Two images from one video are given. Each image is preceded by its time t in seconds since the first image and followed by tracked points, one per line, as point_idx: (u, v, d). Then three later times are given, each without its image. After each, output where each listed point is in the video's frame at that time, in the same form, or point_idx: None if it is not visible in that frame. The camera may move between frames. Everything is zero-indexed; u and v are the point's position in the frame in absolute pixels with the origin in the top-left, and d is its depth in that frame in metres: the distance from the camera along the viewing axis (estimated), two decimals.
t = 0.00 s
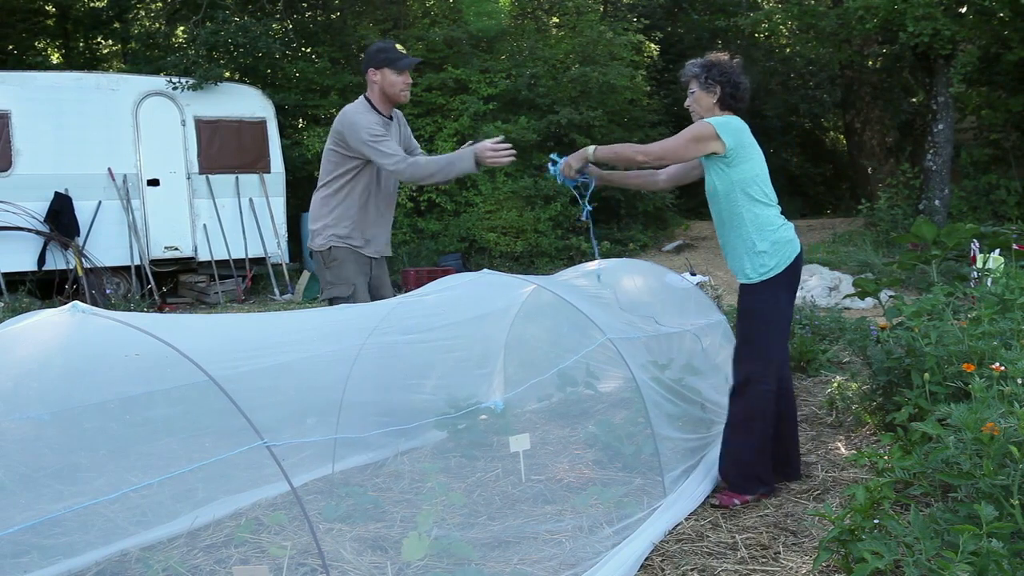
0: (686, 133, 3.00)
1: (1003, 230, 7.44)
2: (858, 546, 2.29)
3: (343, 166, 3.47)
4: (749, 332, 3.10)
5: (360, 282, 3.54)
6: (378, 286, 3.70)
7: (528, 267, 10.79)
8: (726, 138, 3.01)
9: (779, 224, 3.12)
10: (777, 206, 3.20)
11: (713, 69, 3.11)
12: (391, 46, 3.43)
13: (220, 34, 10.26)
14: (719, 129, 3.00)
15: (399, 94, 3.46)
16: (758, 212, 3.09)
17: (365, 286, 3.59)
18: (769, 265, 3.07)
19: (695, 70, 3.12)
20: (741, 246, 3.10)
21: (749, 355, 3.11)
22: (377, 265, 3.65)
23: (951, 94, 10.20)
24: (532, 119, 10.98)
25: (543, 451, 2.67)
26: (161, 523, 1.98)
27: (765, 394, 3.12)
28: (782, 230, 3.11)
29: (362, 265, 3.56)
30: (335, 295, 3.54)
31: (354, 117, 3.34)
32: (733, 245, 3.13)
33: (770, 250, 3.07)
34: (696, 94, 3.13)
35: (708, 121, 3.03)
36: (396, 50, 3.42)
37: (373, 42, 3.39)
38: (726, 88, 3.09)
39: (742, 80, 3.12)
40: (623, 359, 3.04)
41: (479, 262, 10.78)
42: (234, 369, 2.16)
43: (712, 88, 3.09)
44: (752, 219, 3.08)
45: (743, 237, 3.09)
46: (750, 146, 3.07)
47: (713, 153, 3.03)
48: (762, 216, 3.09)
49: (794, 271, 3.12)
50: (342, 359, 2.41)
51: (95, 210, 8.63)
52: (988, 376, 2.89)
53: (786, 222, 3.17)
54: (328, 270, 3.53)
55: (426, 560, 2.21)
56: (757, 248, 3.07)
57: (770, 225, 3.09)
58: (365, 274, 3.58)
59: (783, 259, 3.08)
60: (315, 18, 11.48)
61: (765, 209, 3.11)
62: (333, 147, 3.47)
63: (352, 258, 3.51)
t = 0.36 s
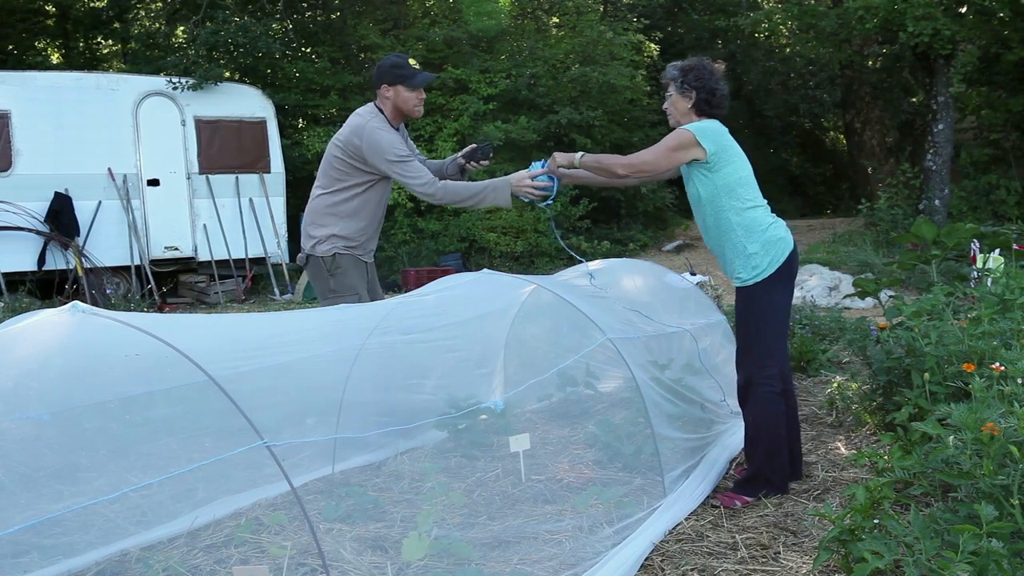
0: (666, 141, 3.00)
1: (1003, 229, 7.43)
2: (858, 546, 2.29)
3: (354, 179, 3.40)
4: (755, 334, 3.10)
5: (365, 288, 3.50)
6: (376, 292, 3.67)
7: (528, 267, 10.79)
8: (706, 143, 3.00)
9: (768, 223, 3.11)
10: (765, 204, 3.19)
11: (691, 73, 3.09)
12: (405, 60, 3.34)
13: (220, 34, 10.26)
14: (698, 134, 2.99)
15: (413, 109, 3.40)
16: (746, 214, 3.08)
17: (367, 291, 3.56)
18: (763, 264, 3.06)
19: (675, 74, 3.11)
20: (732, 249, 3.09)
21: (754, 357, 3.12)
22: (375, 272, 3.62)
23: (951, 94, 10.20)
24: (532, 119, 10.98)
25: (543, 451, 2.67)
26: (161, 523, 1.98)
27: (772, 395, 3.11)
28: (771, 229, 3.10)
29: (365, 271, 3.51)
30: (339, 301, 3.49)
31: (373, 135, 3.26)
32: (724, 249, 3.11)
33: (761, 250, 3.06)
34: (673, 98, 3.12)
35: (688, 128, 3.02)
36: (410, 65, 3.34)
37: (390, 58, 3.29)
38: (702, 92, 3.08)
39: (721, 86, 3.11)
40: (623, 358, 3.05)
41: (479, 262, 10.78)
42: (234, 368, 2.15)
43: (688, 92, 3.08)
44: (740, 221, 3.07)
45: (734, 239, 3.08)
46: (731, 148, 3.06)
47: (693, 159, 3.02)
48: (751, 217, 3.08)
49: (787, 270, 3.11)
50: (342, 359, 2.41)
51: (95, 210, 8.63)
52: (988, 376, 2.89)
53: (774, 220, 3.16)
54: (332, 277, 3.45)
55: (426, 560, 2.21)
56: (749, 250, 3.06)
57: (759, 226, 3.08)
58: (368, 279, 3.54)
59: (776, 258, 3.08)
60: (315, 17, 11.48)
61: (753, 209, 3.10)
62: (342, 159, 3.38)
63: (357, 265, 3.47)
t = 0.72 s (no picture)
0: (649, 135, 3.01)
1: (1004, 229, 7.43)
2: (859, 546, 2.29)
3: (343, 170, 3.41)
4: (754, 334, 3.09)
5: (357, 287, 3.50)
6: (379, 290, 3.65)
7: (528, 267, 10.79)
8: (691, 142, 3.02)
9: (759, 221, 3.11)
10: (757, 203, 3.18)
11: (678, 77, 3.10)
12: (403, 51, 3.33)
13: (220, 34, 10.26)
14: (682, 132, 3.01)
15: (408, 101, 3.38)
16: (737, 212, 3.09)
17: (362, 290, 3.55)
18: (756, 264, 3.06)
19: (661, 77, 3.12)
20: (724, 248, 3.09)
21: (753, 357, 3.11)
22: (378, 269, 3.61)
23: (951, 94, 10.20)
24: (532, 119, 10.98)
25: (543, 451, 2.67)
26: (161, 523, 1.99)
27: (772, 395, 3.11)
28: (764, 228, 3.10)
29: (359, 269, 3.51)
30: (332, 299, 3.50)
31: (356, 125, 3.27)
32: (716, 247, 3.12)
33: (753, 248, 3.06)
34: (659, 102, 3.13)
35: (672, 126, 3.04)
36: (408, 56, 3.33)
37: (386, 46, 3.29)
38: (688, 97, 3.09)
39: (708, 90, 3.12)
40: (623, 358, 3.05)
41: (479, 262, 10.78)
42: (234, 368, 2.15)
43: (674, 96, 3.09)
44: (731, 219, 3.08)
45: (725, 237, 3.09)
46: (717, 147, 3.07)
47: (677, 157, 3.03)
48: (742, 216, 3.09)
49: (782, 269, 3.11)
50: (342, 359, 2.41)
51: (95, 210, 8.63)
52: (988, 376, 2.90)
53: (767, 219, 3.16)
54: (325, 273, 3.48)
55: (426, 560, 2.20)
56: (740, 248, 3.06)
57: (750, 224, 3.09)
58: (362, 278, 3.54)
59: (769, 257, 3.08)
60: (316, 17, 11.49)
61: (744, 208, 3.11)
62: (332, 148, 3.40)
63: (350, 262, 3.47)
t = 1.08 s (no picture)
0: (648, 140, 3.05)
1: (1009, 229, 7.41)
2: (865, 546, 2.28)
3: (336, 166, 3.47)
4: (755, 332, 3.08)
5: (349, 288, 3.49)
6: (379, 291, 3.62)
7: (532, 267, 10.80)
8: (689, 145, 3.04)
9: (762, 220, 3.10)
10: (763, 203, 3.17)
11: (683, 79, 3.12)
12: (404, 46, 3.32)
13: (225, 34, 10.27)
14: (680, 135, 3.03)
15: (403, 98, 3.39)
16: (737, 212, 3.08)
17: (357, 290, 3.53)
18: (755, 264, 3.05)
19: (665, 81, 3.14)
20: (724, 248, 3.11)
21: (753, 356, 3.10)
22: (379, 269, 3.59)
23: (956, 94, 10.17)
24: (536, 119, 10.97)
25: (547, 451, 2.67)
26: (167, 523, 2.00)
27: (772, 395, 3.10)
28: (766, 228, 3.09)
29: (354, 270, 3.51)
30: (325, 300, 3.50)
31: (341, 120, 3.31)
32: (718, 248, 3.13)
33: (751, 249, 3.06)
34: (666, 106, 3.15)
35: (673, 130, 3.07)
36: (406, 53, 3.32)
37: (385, 42, 3.30)
38: (695, 99, 3.11)
39: (714, 91, 3.13)
40: (627, 358, 3.05)
41: (483, 262, 10.78)
42: (239, 368, 2.15)
43: (681, 99, 3.11)
44: (731, 220, 3.08)
45: (725, 238, 3.10)
46: (718, 148, 3.08)
47: (675, 160, 3.06)
48: (743, 216, 3.08)
49: (782, 269, 3.09)
50: (347, 359, 2.41)
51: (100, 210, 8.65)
52: (994, 376, 2.89)
53: (772, 218, 3.14)
54: (319, 273, 3.50)
55: (431, 560, 2.20)
56: (739, 248, 3.07)
57: (751, 224, 3.08)
58: (358, 280, 3.53)
59: (769, 257, 3.06)
60: (320, 18, 11.50)
61: (747, 208, 3.10)
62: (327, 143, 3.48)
63: (343, 263, 3.48)
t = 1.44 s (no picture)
0: (688, 134, 3.01)
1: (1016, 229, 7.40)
2: (872, 545, 2.28)
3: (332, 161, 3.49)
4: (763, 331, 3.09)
5: (349, 290, 3.49)
6: (379, 292, 3.62)
7: (538, 267, 10.80)
8: (724, 141, 3.02)
9: (782, 222, 3.11)
10: (780, 204, 3.18)
11: (707, 75, 3.10)
12: (410, 47, 3.35)
13: (231, 35, 10.29)
14: (717, 130, 3.01)
15: (403, 97, 3.40)
16: (759, 212, 3.08)
17: (358, 291, 3.54)
18: (774, 263, 3.05)
19: (688, 77, 3.11)
20: (745, 247, 3.09)
21: (761, 355, 3.09)
22: (379, 271, 3.59)
23: (963, 93, 10.14)
24: (543, 119, 10.98)
25: (554, 451, 2.67)
26: (174, 522, 2.01)
27: (780, 394, 3.10)
28: (785, 229, 3.10)
29: (354, 272, 3.51)
30: (326, 302, 3.51)
31: (337, 115, 3.34)
32: (736, 248, 3.12)
33: (773, 248, 3.05)
34: (690, 102, 3.12)
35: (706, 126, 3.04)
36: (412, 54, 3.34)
37: (389, 40, 3.32)
38: (721, 93, 3.09)
39: (737, 85, 3.12)
40: (633, 358, 3.06)
41: (489, 262, 10.78)
42: (246, 368, 2.15)
43: (707, 95, 3.08)
44: (753, 219, 3.08)
45: (746, 237, 3.08)
46: (746, 148, 3.08)
47: (710, 155, 3.03)
48: (764, 217, 3.08)
49: (798, 270, 3.10)
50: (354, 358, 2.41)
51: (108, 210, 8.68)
52: (1002, 376, 2.89)
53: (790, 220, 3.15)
54: (318, 275, 3.50)
55: (438, 560, 2.21)
56: (760, 247, 3.06)
57: (773, 225, 3.08)
58: (358, 281, 3.53)
59: (789, 257, 3.07)
60: (326, 18, 11.53)
61: (768, 209, 3.10)
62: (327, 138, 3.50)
63: (343, 264, 3.48)
